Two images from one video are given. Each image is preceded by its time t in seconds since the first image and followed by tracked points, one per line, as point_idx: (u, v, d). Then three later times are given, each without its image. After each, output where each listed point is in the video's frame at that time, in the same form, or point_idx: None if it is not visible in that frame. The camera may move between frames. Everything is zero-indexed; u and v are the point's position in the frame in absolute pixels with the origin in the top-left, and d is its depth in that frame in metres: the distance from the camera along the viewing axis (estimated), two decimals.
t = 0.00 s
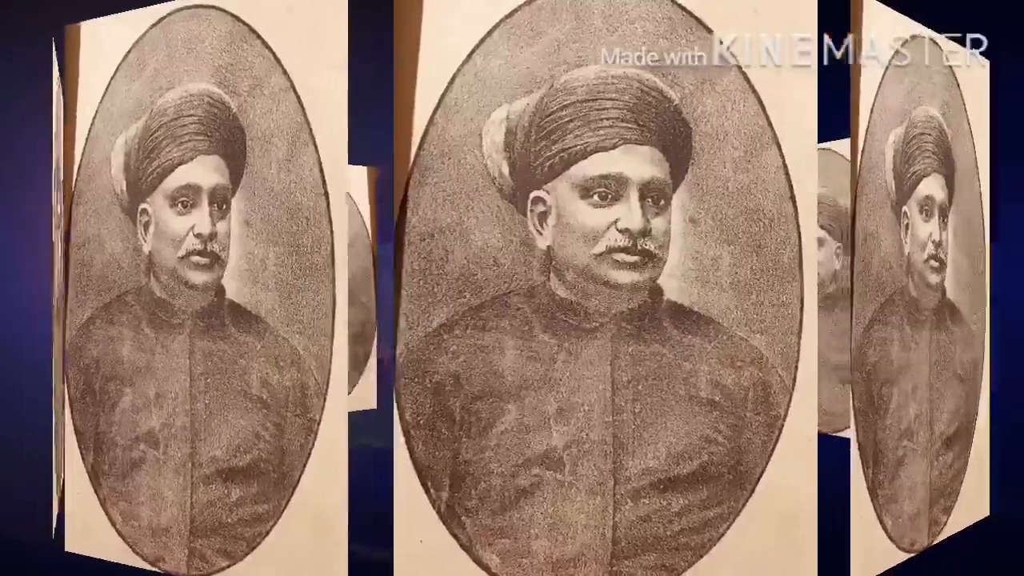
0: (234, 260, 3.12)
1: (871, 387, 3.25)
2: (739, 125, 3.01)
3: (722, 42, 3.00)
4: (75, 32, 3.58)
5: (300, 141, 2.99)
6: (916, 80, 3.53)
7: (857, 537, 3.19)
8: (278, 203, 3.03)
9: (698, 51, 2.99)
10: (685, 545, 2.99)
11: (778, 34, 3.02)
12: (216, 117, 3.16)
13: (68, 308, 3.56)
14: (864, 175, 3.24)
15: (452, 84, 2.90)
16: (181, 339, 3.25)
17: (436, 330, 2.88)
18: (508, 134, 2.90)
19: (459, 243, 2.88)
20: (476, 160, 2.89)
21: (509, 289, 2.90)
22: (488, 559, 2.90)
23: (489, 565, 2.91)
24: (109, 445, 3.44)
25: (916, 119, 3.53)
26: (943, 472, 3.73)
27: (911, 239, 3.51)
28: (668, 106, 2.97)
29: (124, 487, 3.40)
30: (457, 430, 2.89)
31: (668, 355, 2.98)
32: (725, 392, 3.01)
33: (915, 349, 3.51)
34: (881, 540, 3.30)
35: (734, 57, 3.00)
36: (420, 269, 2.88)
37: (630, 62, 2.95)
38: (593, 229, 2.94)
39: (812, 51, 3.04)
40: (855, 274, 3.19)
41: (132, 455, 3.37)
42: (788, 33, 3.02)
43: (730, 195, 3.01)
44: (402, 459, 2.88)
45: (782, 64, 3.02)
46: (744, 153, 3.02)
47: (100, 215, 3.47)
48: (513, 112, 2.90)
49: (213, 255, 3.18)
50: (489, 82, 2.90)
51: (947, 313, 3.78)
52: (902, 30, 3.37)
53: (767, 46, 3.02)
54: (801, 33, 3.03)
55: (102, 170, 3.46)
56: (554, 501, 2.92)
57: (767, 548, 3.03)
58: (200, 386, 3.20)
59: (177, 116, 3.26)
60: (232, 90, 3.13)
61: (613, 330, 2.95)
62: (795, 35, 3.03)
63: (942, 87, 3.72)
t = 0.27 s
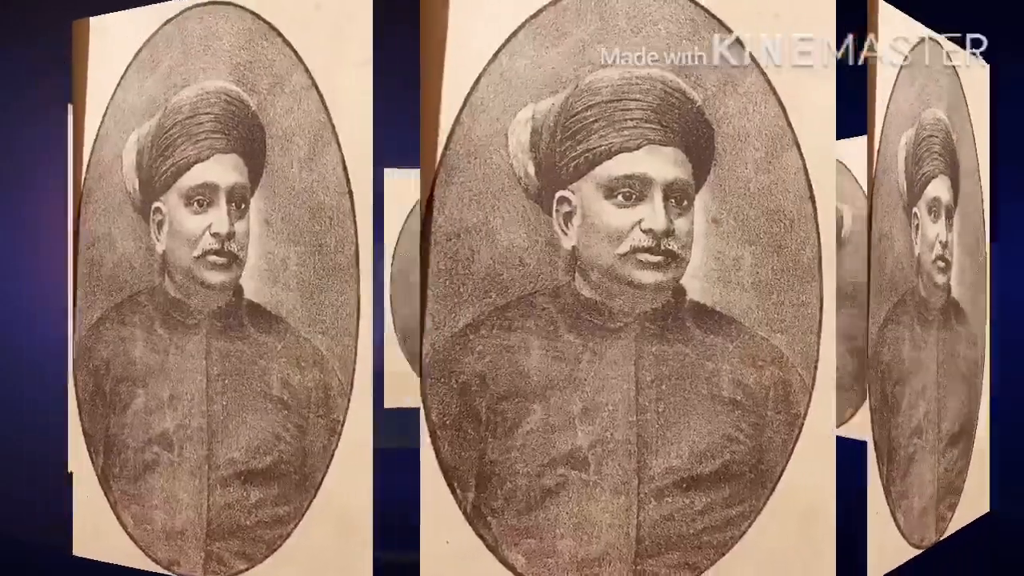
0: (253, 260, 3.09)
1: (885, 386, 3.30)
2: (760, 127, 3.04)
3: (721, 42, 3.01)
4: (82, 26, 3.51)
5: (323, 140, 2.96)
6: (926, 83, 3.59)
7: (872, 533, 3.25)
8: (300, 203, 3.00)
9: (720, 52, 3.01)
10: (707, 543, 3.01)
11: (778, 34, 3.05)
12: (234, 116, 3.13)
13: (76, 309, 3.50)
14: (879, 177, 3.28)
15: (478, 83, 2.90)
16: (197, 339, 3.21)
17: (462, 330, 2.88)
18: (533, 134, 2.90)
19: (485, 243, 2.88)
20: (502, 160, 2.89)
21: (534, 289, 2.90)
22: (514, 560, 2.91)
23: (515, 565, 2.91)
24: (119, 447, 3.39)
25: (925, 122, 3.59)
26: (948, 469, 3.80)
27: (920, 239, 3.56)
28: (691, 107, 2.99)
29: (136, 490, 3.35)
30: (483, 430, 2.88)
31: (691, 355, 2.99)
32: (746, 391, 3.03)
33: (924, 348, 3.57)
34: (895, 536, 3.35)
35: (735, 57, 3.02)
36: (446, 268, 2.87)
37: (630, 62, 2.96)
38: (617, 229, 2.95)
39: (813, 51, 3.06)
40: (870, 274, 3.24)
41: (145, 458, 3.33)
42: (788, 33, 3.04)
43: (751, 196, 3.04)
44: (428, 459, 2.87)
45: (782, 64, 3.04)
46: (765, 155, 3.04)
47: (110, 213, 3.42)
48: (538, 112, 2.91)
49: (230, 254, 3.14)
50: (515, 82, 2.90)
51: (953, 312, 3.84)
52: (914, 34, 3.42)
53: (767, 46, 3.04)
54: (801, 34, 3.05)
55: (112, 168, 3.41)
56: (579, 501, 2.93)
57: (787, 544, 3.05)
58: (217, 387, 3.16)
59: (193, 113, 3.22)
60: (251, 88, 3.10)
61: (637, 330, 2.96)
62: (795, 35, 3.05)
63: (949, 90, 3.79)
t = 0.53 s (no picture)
0: (271, 260, 3.07)
1: (896, 385, 3.34)
2: (778, 128, 3.06)
3: (721, 43, 3.02)
4: (90, 22, 3.45)
5: (343, 140, 2.95)
6: (934, 87, 3.64)
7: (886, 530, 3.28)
8: (320, 202, 2.98)
9: (739, 54, 3.03)
10: (727, 541, 3.04)
11: (778, 34, 3.06)
12: (252, 114, 3.10)
13: (85, 310, 3.45)
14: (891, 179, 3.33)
15: (501, 83, 2.90)
16: (212, 340, 3.18)
17: (485, 330, 2.87)
18: (556, 134, 2.91)
19: (508, 243, 2.88)
20: (525, 160, 2.89)
21: (557, 289, 2.91)
22: (537, 560, 2.91)
23: (538, 565, 2.91)
24: (131, 449, 3.35)
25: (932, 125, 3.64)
26: (954, 467, 3.85)
27: (928, 241, 3.62)
28: (711, 109, 3.01)
29: (148, 493, 3.31)
30: (506, 430, 2.88)
31: (710, 354, 3.01)
32: (765, 390, 3.06)
33: (931, 347, 3.62)
34: (905, 533, 3.39)
35: (736, 58, 3.03)
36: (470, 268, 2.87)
37: (631, 62, 2.96)
38: (638, 230, 2.97)
39: (813, 51, 3.07)
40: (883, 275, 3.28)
41: (157, 460, 3.29)
42: (788, 33, 3.06)
43: (769, 197, 3.07)
44: (452, 459, 2.87)
45: (783, 64, 3.06)
46: (783, 156, 3.07)
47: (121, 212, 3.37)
48: (561, 113, 2.91)
49: (247, 254, 3.11)
50: (538, 82, 2.90)
51: (957, 312, 3.90)
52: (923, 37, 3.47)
53: (767, 47, 3.05)
54: (802, 34, 3.07)
55: (123, 166, 3.37)
56: (601, 500, 2.94)
57: (805, 542, 3.08)
58: (233, 389, 3.13)
59: (207, 111, 3.18)
60: (269, 86, 3.07)
61: (658, 330, 2.98)
62: (795, 36, 3.07)
63: (954, 93, 3.85)
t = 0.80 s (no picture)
0: (287, 260, 3.04)
1: (905, 385, 3.38)
2: (794, 130, 3.08)
3: (721, 43, 3.02)
4: (99, 18, 3.41)
5: (361, 139, 2.94)
6: (939, 89, 3.69)
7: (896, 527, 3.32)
8: (337, 203, 2.97)
9: (755, 56, 3.05)
10: (743, 539, 3.06)
11: (778, 35, 3.07)
12: (267, 113, 3.08)
13: (94, 309, 3.41)
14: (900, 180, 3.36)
15: (521, 83, 2.90)
16: (225, 341, 3.15)
17: (506, 330, 2.87)
18: (576, 135, 2.91)
19: (528, 243, 2.88)
20: (545, 160, 2.89)
21: (577, 289, 2.91)
22: (557, 559, 2.91)
23: (558, 565, 2.92)
24: (141, 450, 3.31)
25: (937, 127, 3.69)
26: (956, 465, 3.90)
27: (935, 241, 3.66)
28: (728, 110, 3.03)
29: (158, 495, 3.27)
30: (527, 430, 2.88)
31: (727, 354, 3.03)
32: (780, 389, 3.08)
33: (937, 347, 3.67)
34: (913, 530, 3.44)
35: (735, 58, 3.03)
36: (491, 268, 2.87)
37: (630, 62, 2.95)
38: (657, 230, 2.98)
39: (813, 51, 3.08)
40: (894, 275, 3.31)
41: (168, 462, 3.25)
42: (788, 33, 3.06)
43: (785, 198, 3.09)
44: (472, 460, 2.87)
45: (782, 64, 3.07)
46: (798, 157, 3.09)
47: (130, 212, 3.33)
48: (581, 113, 2.92)
49: (262, 254, 3.09)
50: (558, 83, 2.91)
51: (960, 312, 3.95)
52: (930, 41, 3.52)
53: (766, 47, 3.06)
54: (801, 34, 3.07)
55: (133, 165, 3.33)
56: (620, 500, 2.95)
57: (819, 540, 3.10)
58: (247, 390, 3.10)
59: (221, 110, 3.15)
60: (285, 85, 3.05)
61: (676, 330, 2.99)
62: (795, 35, 3.07)
63: (958, 96, 3.89)
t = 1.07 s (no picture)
0: (308, 260, 3.02)
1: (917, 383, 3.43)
2: (812, 132, 3.11)
3: (722, 43, 3.02)
4: (110, 13, 3.35)
5: (386, 138, 2.92)
6: (946, 93, 3.74)
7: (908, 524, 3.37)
8: (361, 202, 2.95)
9: (776, 58, 3.07)
10: (764, 537, 3.08)
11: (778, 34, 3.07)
12: (287, 111, 3.05)
13: (105, 309, 3.36)
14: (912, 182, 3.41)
15: (547, 83, 2.90)
16: (244, 341, 3.11)
17: (532, 330, 2.88)
18: (601, 135, 2.92)
19: (554, 243, 2.89)
20: (571, 160, 2.90)
21: (602, 289, 2.92)
22: (582, 558, 2.92)
23: (583, 564, 2.92)
24: (156, 452, 3.26)
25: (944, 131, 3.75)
26: (960, 462, 3.97)
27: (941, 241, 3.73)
28: (749, 111, 3.05)
29: (173, 498, 3.23)
30: (552, 430, 2.89)
31: (748, 353, 3.06)
32: (799, 388, 3.11)
33: (942, 346, 3.73)
34: (923, 527, 3.49)
35: (735, 58, 3.03)
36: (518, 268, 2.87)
37: (630, 62, 2.94)
38: (680, 230, 3.00)
39: (813, 51, 3.09)
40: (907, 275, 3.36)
41: (184, 464, 3.21)
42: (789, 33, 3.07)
43: (803, 199, 3.12)
44: (500, 460, 2.87)
45: (782, 64, 3.07)
46: (817, 159, 3.12)
47: (144, 210, 3.28)
48: (606, 113, 2.93)
49: (283, 253, 3.06)
50: (584, 83, 2.92)
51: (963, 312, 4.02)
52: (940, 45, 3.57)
53: (766, 46, 3.06)
54: (802, 33, 3.08)
55: (146, 164, 3.28)
56: (645, 498, 2.96)
57: (839, 537, 3.14)
58: (267, 391, 3.06)
59: (239, 108, 3.12)
60: (306, 83, 3.03)
61: (698, 330, 3.01)
62: (796, 35, 3.08)
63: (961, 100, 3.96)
